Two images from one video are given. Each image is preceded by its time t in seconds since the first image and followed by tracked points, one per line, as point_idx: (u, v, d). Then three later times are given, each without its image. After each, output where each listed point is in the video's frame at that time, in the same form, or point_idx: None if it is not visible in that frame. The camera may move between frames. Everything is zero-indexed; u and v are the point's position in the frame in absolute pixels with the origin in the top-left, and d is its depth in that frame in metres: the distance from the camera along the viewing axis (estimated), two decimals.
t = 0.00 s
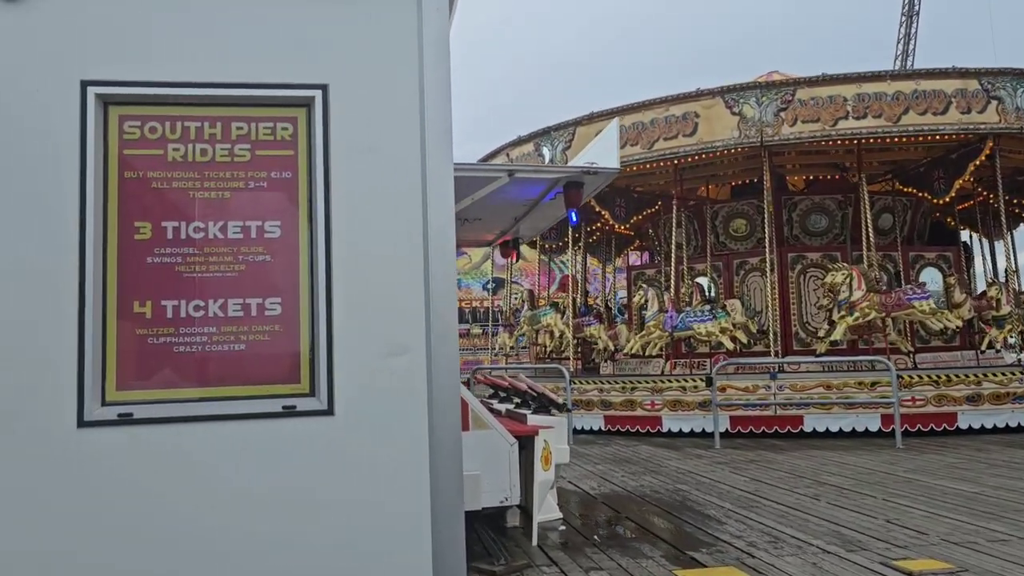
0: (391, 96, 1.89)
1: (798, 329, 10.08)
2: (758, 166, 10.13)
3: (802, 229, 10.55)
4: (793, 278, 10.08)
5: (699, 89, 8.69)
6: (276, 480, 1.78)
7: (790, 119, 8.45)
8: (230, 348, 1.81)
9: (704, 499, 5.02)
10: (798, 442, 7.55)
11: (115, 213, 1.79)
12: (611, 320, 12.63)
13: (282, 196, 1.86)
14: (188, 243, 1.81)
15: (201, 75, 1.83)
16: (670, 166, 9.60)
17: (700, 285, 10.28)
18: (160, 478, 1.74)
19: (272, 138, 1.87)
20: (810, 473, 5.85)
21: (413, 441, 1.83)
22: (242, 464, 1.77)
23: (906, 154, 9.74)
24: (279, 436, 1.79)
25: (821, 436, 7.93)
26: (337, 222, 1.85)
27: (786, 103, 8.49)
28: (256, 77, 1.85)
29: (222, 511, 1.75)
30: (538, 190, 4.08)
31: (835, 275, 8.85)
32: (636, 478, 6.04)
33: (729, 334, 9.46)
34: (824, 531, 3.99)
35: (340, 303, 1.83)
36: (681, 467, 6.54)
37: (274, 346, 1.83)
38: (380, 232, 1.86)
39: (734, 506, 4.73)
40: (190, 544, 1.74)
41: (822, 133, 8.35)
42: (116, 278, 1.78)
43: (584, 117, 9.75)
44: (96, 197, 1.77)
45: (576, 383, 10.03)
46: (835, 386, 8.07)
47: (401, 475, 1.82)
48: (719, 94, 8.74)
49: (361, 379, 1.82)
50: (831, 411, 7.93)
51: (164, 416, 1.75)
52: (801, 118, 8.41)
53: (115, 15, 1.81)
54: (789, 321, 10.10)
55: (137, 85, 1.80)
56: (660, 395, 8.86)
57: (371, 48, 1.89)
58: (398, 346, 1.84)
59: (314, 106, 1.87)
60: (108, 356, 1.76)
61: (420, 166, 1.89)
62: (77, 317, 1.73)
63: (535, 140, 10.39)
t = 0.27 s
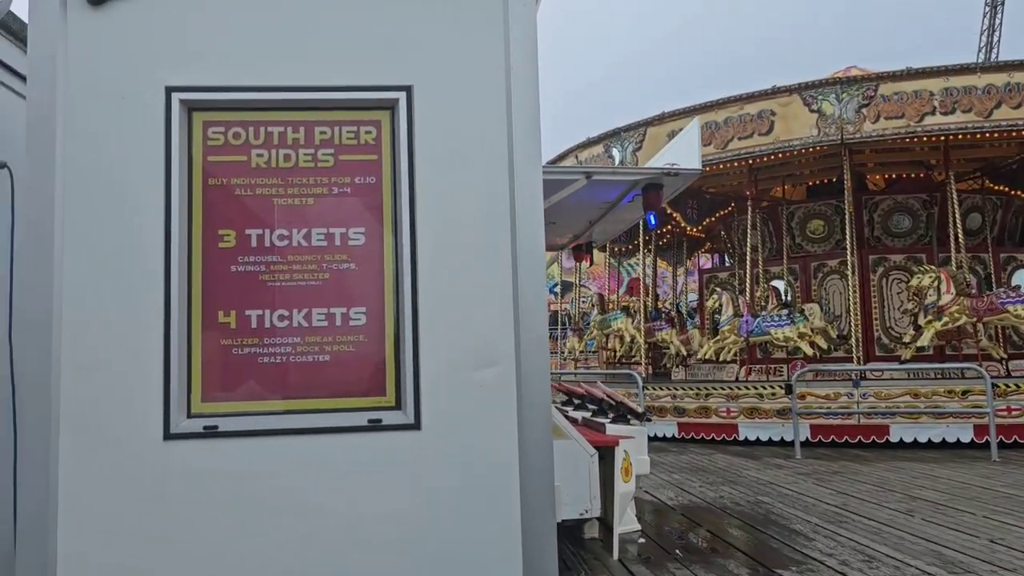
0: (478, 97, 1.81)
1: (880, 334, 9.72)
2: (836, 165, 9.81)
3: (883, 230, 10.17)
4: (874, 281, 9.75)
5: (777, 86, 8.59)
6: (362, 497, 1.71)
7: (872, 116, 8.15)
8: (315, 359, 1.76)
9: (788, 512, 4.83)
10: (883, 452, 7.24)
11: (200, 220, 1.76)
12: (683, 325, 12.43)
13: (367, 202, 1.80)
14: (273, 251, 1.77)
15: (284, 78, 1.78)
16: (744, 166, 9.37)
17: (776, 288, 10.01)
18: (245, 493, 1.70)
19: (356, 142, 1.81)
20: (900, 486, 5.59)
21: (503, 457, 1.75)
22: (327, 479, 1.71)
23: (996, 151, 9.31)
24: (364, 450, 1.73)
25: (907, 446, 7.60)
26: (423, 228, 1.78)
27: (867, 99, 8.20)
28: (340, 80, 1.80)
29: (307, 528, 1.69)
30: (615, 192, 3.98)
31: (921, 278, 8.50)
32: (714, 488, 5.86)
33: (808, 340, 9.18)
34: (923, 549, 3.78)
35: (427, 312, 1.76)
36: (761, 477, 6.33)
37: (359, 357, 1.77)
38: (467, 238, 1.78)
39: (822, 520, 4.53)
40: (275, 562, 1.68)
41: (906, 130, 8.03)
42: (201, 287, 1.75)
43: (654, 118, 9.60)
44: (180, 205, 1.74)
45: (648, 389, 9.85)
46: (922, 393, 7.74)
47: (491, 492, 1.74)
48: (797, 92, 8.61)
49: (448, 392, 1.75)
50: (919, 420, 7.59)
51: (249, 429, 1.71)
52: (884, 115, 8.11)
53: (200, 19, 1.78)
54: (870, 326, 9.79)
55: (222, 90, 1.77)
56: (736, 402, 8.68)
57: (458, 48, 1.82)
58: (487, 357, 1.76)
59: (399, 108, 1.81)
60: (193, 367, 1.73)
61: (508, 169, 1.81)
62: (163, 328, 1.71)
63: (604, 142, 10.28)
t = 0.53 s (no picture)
0: (554, 95, 1.76)
1: (957, 343, 9.41)
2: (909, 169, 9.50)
3: (959, 236, 9.81)
4: (949, 289, 9.46)
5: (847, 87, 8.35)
6: (436, 506, 1.67)
7: (948, 117, 7.86)
8: (388, 365, 1.72)
9: (865, 528, 4.64)
10: (963, 467, 6.95)
11: (272, 224, 1.74)
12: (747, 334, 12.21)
13: (440, 204, 1.76)
14: (345, 255, 1.73)
15: (357, 79, 1.75)
16: (812, 171, 9.13)
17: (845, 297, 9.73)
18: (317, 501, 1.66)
19: (429, 142, 1.77)
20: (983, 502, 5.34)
21: (581, 467, 1.68)
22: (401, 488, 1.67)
23: None
24: (438, 459, 1.68)
25: (987, 460, 7.28)
26: (498, 230, 1.73)
27: (943, 100, 7.92)
28: (413, 80, 1.76)
29: (380, 538, 1.65)
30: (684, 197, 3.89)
31: (1001, 285, 8.17)
32: (784, 502, 5.68)
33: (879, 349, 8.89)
34: (1013, 570, 3.58)
35: (502, 317, 1.71)
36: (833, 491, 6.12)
37: (433, 363, 1.72)
38: (543, 240, 1.72)
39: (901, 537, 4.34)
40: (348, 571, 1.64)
41: (985, 131, 7.72)
42: (274, 291, 1.72)
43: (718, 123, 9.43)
44: (253, 208, 1.72)
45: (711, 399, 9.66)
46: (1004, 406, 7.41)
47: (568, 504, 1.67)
48: (866, 93, 8.34)
49: (524, 400, 1.69)
50: (1000, 433, 7.27)
51: (321, 436, 1.67)
52: (961, 116, 7.82)
53: (273, 21, 1.76)
54: (945, 335, 9.49)
55: (295, 92, 1.74)
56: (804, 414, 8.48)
57: (533, 44, 1.77)
58: (564, 364, 1.70)
59: (472, 107, 1.76)
60: (266, 372, 1.70)
61: (585, 169, 1.75)
62: (237, 332, 1.69)
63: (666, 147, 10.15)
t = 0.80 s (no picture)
0: (619, 89, 1.71)
1: None
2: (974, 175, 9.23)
3: None
4: (1018, 299, 9.15)
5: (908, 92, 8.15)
6: (497, 513, 1.62)
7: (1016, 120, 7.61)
8: (448, 366, 1.68)
9: (934, 545, 4.46)
10: None
11: (332, 223, 1.72)
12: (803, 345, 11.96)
13: (501, 202, 1.72)
14: (405, 254, 1.71)
15: (417, 75, 1.73)
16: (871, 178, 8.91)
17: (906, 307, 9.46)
18: (376, 506, 1.62)
19: (490, 139, 1.73)
20: None
21: (648, 474, 1.62)
22: (461, 494, 1.62)
23: None
24: (499, 464, 1.63)
25: None
26: (560, 228, 1.68)
27: (1011, 102, 7.69)
28: (474, 76, 1.72)
29: (441, 544, 1.61)
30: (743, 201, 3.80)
31: None
32: (847, 518, 5.51)
33: (944, 361, 8.61)
34: None
35: (565, 318, 1.65)
36: (897, 507, 5.92)
37: (493, 365, 1.68)
38: (607, 239, 1.67)
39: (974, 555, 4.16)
40: None
41: None
42: (333, 291, 1.70)
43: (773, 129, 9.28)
44: (313, 207, 1.70)
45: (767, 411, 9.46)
46: None
47: (634, 513, 1.61)
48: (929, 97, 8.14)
49: (589, 403, 1.63)
50: None
51: (381, 438, 1.64)
52: None
53: (334, 18, 1.74)
54: (1013, 347, 9.18)
55: (355, 90, 1.73)
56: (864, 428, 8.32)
57: (597, 38, 1.72)
58: (629, 367, 1.64)
59: (534, 103, 1.71)
60: (325, 373, 1.68)
61: (651, 165, 1.69)
62: (296, 332, 1.66)
63: (720, 155, 10.02)
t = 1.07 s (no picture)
0: (667, 80, 1.64)
1: None
2: None
3: None
4: None
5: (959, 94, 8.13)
6: (540, 520, 1.55)
7: None
8: (489, 367, 1.63)
9: (990, 562, 4.29)
10: None
11: (370, 220, 1.67)
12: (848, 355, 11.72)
13: (544, 198, 1.66)
14: (445, 252, 1.66)
15: (458, 68, 1.68)
16: (919, 183, 8.70)
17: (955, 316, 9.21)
18: (415, 511, 1.57)
19: (533, 134, 1.68)
20: None
21: (698, 481, 1.55)
22: (502, 500, 1.56)
23: None
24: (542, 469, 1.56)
25: None
26: (606, 225, 1.61)
27: None
28: (516, 68, 1.67)
29: (482, 552, 1.55)
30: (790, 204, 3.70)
31: None
32: (897, 533, 5.34)
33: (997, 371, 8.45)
34: None
35: (611, 318, 1.59)
36: (950, 522, 5.73)
37: (536, 367, 1.62)
38: (655, 236, 1.60)
39: None
40: None
41: None
42: (372, 289, 1.66)
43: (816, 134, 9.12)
44: (351, 204, 1.66)
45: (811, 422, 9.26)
46: None
47: (684, 521, 1.54)
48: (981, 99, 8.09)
49: (636, 407, 1.56)
50: None
51: (420, 441, 1.59)
52: None
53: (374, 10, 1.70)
54: None
55: (395, 83, 1.68)
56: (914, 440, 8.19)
57: (644, 27, 1.66)
58: (678, 369, 1.57)
59: (578, 95, 1.66)
60: (363, 374, 1.64)
61: (701, 159, 1.62)
62: (333, 332, 1.62)
63: (761, 161, 9.88)
